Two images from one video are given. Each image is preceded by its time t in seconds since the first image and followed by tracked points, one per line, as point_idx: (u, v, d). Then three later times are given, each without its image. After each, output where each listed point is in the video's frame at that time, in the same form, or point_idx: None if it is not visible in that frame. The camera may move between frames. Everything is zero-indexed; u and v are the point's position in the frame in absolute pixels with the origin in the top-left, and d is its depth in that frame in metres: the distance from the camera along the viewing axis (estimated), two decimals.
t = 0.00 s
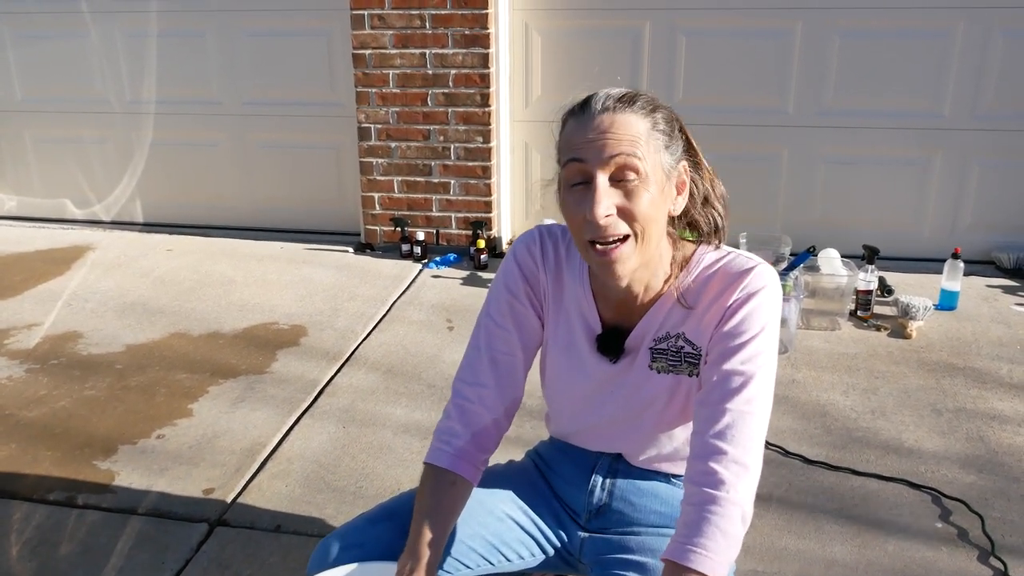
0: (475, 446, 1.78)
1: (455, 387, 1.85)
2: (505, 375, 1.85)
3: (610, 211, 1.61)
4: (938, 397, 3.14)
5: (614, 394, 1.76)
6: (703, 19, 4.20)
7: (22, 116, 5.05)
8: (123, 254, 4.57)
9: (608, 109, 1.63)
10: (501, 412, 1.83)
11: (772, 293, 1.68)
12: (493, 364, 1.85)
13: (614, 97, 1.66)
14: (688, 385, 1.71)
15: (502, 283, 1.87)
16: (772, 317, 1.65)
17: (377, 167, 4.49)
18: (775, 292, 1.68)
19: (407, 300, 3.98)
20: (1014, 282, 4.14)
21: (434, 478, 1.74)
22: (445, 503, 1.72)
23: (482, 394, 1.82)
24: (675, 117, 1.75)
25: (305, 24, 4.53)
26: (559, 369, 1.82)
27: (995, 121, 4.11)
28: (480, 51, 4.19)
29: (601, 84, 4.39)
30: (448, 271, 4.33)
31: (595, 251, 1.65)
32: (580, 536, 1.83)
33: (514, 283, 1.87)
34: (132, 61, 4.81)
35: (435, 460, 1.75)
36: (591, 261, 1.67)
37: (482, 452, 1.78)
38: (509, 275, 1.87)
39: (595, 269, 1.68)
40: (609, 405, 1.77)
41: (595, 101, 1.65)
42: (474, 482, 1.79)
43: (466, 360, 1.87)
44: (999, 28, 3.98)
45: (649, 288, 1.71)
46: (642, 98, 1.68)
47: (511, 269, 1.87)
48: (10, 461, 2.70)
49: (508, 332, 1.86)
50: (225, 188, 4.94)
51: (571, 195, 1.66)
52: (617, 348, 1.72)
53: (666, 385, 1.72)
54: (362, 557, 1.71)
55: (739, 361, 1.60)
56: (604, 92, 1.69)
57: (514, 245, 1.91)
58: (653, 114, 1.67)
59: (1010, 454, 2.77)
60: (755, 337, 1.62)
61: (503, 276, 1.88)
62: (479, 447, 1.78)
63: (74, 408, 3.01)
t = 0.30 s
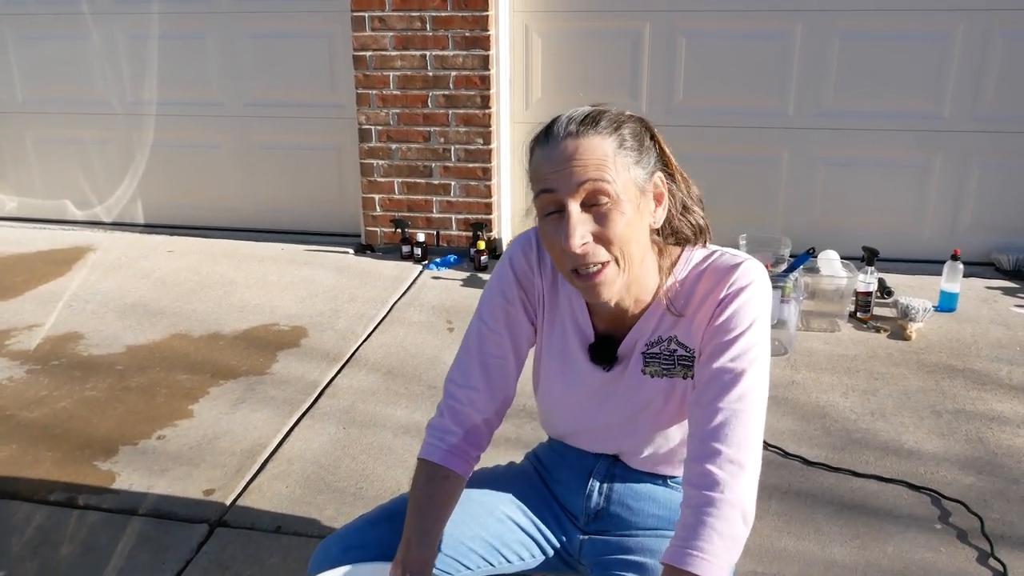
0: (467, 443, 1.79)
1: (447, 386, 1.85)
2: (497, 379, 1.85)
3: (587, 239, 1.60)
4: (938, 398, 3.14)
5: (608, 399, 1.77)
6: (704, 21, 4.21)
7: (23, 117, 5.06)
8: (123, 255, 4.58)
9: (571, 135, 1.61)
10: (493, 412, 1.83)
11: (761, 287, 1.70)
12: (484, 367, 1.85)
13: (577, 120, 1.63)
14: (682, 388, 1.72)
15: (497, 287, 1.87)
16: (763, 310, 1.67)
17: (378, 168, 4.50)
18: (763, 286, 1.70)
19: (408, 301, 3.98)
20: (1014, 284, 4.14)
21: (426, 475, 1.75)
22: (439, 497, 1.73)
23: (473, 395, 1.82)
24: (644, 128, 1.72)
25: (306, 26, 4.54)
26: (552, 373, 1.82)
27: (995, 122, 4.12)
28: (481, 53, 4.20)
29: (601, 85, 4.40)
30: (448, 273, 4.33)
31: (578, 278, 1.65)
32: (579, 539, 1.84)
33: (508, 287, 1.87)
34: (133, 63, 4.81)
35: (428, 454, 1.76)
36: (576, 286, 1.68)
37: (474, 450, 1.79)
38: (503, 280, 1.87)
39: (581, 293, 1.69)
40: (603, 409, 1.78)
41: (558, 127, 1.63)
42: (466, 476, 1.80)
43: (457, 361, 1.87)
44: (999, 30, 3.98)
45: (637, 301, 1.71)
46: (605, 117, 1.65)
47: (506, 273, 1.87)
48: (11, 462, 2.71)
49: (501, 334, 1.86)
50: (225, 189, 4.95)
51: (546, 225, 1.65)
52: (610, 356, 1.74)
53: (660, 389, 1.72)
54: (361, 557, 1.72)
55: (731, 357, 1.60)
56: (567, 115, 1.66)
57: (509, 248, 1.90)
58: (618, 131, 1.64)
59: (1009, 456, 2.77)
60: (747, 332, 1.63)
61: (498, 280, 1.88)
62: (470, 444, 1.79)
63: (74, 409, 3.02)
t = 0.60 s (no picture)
0: (465, 453, 1.79)
1: (440, 401, 1.85)
2: (489, 395, 1.85)
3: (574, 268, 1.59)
4: (939, 402, 3.15)
5: (603, 409, 1.78)
6: (704, 25, 4.22)
7: (26, 121, 5.07)
8: (126, 258, 4.59)
9: (555, 162, 1.58)
10: (488, 425, 1.83)
11: (753, 287, 1.71)
12: (475, 383, 1.84)
13: (560, 145, 1.61)
14: (678, 393, 1.74)
15: (484, 304, 1.86)
16: (755, 309, 1.67)
17: (380, 172, 4.51)
18: (754, 285, 1.71)
19: (409, 305, 3.99)
20: (1015, 288, 4.14)
21: (425, 484, 1.75)
22: (442, 505, 1.73)
23: (466, 410, 1.82)
24: (627, 146, 1.69)
25: (308, 30, 4.55)
26: (545, 385, 1.83)
27: (996, 126, 4.12)
28: (482, 57, 4.21)
29: (602, 89, 4.41)
30: (450, 277, 4.34)
31: (568, 306, 1.64)
32: (578, 540, 1.85)
33: (496, 304, 1.85)
34: (136, 67, 4.83)
35: (427, 465, 1.77)
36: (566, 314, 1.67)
37: (473, 459, 1.80)
38: (490, 298, 1.86)
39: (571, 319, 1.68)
40: (599, 418, 1.79)
41: (540, 153, 1.60)
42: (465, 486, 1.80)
43: (449, 377, 1.86)
44: (999, 35, 3.99)
45: (629, 318, 1.71)
46: (588, 139, 1.62)
47: (492, 290, 1.86)
48: (14, 465, 2.71)
49: (490, 350, 1.85)
50: (227, 193, 4.96)
51: (533, 253, 1.63)
52: (603, 368, 1.74)
53: (656, 396, 1.74)
54: (363, 561, 1.73)
55: (726, 359, 1.61)
56: (548, 138, 1.63)
57: (492, 266, 1.88)
58: (602, 154, 1.62)
59: (1010, 460, 2.77)
60: (740, 333, 1.63)
61: (485, 297, 1.86)
62: (469, 454, 1.79)
63: (77, 412, 3.02)
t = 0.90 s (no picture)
0: (459, 457, 1.78)
1: (433, 403, 1.84)
2: (484, 396, 1.85)
3: (576, 290, 1.60)
4: (939, 403, 3.15)
5: (600, 412, 1.78)
6: (705, 26, 4.22)
7: (27, 124, 5.08)
8: (127, 261, 4.60)
9: (553, 184, 1.57)
10: (481, 428, 1.83)
11: (749, 290, 1.71)
12: (471, 384, 1.84)
13: (557, 165, 1.59)
14: (675, 397, 1.73)
15: (482, 305, 1.86)
16: (752, 313, 1.67)
17: (380, 174, 4.51)
18: (750, 289, 1.71)
19: (410, 307, 3.99)
20: (1015, 289, 4.14)
21: (421, 491, 1.74)
22: (436, 514, 1.72)
23: (461, 413, 1.81)
24: (621, 160, 1.68)
25: (309, 32, 4.55)
26: (542, 388, 1.83)
27: (996, 127, 4.12)
28: (483, 59, 4.21)
29: (603, 91, 4.41)
30: (451, 278, 4.34)
31: (569, 325, 1.65)
32: (579, 537, 1.84)
33: (494, 305, 1.85)
34: (137, 70, 4.83)
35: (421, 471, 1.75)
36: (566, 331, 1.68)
37: (465, 463, 1.79)
38: (488, 298, 1.85)
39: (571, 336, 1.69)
40: (598, 421, 1.79)
41: (537, 174, 1.59)
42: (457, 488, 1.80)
43: (442, 378, 1.85)
44: (999, 36, 3.99)
45: (626, 327, 1.70)
46: (585, 158, 1.61)
47: (491, 291, 1.86)
48: (15, 467, 2.72)
49: (487, 352, 1.85)
50: (228, 195, 4.96)
51: (532, 273, 1.64)
52: (602, 373, 1.74)
53: (653, 400, 1.74)
54: (366, 560, 1.73)
55: (723, 362, 1.61)
56: (544, 157, 1.62)
57: (493, 267, 1.88)
58: (600, 174, 1.61)
59: (1011, 460, 2.77)
60: (737, 335, 1.63)
61: (483, 298, 1.86)
62: (462, 458, 1.79)
63: (79, 415, 3.02)
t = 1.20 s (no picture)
0: (467, 457, 1.77)
1: (441, 401, 1.83)
2: (491, 394, 1.84)
3: (577, 269, 1.60)
4: (940, 404, 3.15)
5: (603, 408, 1.78)
6: (706, 27, 4.22)
7: (28, 124, 5.08)
8: (128, 262, 4.60)
9: (560, 165, 1.59)
10: (489, 426, 1.82)
11: (749, 292, 1.71)
12: (479, 381, 1.84)
13: (565, 148, 1.61)
14: (674, 394, 1.74)
15: (488, 300, 1.86)
16: (751, 313, 1.67)
17: (381, 175, 4.51)
18: (750, 290, 1.71)
19: (411, 308, 3.99)
20: (1016, 290, 4.14)
21: (428, 491, 1.73)
22: (440, 514, 1.72)
23: (470, 410, 1.80)
24: (628, 149, 1.70)
25: (310, 33, 4.56)
26: (545, 384, 1.83)
27: (997, 128, 4.13)
28: (484, 60, 4.21)
29: (604, 92, 4.41)
30: (451, 279, 4.34)
31: (569, 306, 1.65)
32: (581, 537, 1.84)
33: (500, 300, 1.86)
34: (138, 70, 4.84)
35: (425, 471, 1.74)
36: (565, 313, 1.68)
37: (474, 463, 1.78)
38: (494, 294, 1.86)
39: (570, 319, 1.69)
40: (598, 418, 1.79)
41: (545, 156, 1.61)
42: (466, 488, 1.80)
43: (449, 377, 1.85)
44: (999, 37, 4.00)
45: (626, 317, 1.71)
46: (592, 143, 1.63)
47: (496, 286, 1.86)
48: (16, 467, 2.72)
49: (494, 348, 1.85)
50: (229, 196, 4.96)
51: (535, 253, 1.64)
52: (601, 366, 1.75)
53: (652, 396, 1.74)
54: (369, 560, 1.73)
55: (720, 360, 1.61)
56: (552, 141, 1.63)
57: (497, 262, 1.88)
58: (606, 159, 1.62)
59: (1012, 461, 2.77)
60: (735, 335, 1.64)
61: (489, 293, 1.86)
62: (471, 458, 1.77)
63: (80, 415, 3.02)
